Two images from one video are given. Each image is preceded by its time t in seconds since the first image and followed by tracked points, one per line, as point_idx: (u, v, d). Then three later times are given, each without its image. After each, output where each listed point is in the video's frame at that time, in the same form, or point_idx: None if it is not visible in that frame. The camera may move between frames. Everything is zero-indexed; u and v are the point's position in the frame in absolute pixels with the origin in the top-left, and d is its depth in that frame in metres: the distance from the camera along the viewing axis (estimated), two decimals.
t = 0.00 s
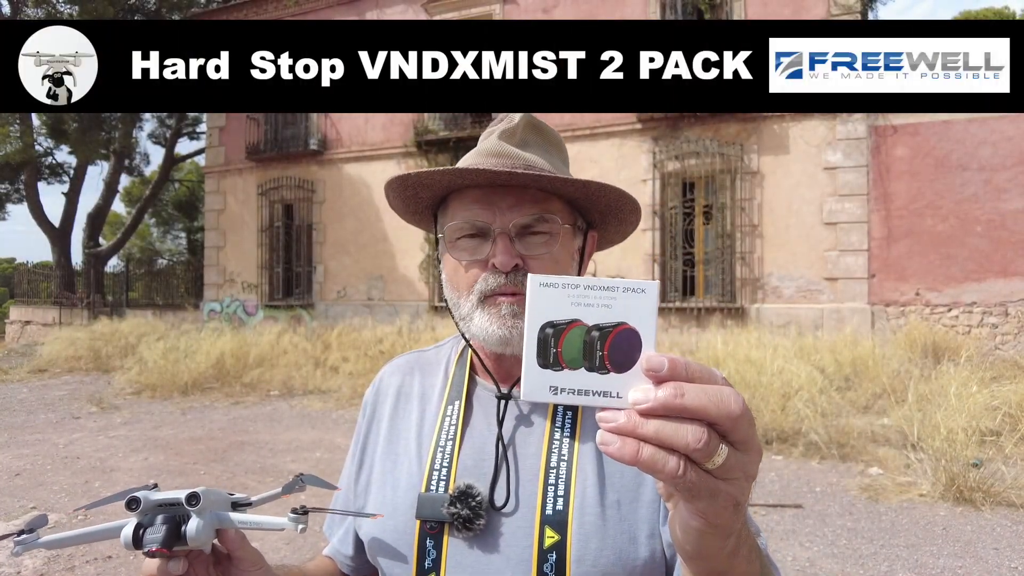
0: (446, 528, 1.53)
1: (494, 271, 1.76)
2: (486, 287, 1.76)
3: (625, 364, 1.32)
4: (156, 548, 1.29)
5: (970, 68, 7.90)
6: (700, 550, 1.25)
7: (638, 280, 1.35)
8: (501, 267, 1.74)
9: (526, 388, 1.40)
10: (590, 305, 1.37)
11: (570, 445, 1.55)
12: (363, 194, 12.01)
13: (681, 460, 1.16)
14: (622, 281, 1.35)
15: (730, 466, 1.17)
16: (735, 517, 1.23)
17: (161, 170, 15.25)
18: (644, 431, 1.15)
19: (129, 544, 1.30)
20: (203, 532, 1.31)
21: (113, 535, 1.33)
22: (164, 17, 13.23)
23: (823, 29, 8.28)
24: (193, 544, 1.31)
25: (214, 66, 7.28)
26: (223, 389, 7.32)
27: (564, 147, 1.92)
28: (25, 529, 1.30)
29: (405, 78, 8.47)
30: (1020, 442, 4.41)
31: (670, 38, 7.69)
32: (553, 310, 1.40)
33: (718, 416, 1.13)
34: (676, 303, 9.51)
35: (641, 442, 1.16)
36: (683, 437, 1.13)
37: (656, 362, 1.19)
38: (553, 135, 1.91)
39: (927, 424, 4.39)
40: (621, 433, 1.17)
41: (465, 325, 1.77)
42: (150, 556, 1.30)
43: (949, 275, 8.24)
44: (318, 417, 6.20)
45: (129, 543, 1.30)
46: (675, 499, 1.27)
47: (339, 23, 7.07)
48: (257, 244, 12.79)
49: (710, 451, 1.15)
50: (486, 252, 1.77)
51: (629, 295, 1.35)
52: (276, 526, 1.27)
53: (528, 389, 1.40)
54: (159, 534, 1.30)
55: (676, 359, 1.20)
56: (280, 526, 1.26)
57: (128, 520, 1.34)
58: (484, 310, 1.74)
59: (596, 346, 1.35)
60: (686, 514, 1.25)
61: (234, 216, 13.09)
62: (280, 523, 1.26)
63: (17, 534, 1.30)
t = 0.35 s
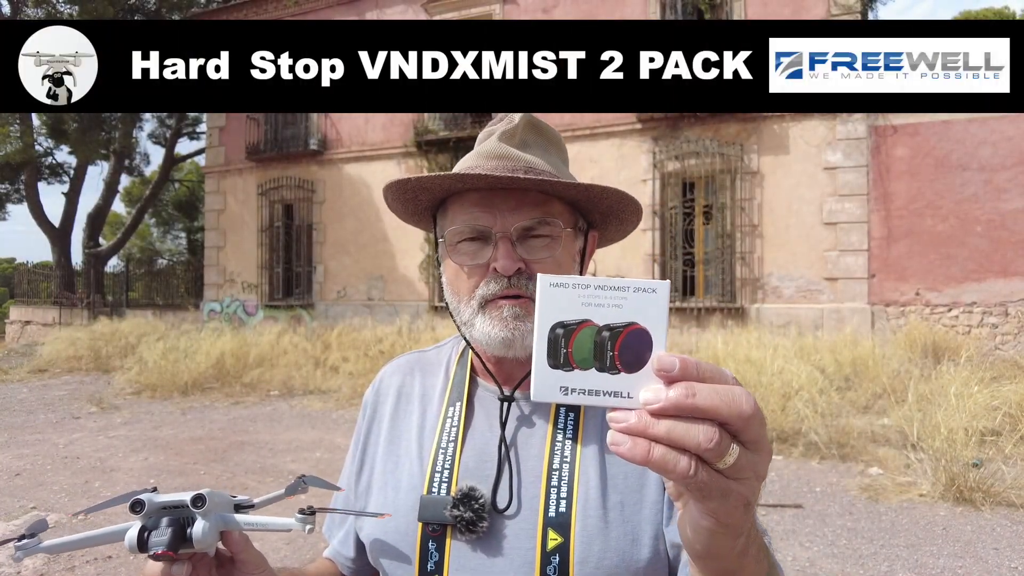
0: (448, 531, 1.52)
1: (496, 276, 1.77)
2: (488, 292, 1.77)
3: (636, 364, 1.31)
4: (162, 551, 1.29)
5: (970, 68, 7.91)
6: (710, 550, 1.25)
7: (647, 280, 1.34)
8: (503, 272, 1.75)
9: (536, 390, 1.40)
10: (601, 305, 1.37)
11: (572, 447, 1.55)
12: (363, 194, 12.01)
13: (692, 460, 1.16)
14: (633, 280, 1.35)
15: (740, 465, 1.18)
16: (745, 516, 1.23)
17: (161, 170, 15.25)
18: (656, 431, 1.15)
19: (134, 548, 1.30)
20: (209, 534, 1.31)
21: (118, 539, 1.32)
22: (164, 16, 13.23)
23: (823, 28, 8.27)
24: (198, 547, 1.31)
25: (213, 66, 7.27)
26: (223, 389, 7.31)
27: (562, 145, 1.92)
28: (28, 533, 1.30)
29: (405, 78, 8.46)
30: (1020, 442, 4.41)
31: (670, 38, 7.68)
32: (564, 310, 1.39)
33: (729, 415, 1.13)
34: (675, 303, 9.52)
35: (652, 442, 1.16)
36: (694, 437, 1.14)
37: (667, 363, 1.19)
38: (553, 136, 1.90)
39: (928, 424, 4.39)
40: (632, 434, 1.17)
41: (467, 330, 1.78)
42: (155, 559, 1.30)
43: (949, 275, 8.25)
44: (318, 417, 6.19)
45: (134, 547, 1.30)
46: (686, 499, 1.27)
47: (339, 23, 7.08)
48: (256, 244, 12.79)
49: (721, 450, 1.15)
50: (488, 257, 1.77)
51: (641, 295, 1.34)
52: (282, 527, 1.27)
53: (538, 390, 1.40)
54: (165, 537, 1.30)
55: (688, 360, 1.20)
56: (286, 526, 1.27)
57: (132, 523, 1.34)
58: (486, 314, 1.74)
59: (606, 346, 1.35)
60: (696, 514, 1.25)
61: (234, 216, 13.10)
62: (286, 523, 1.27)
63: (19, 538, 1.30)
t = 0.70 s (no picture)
0: (450, 535, 1.52)
1: (474, 299, 1.79)
2: (467, 314, 1.79)
3: (624, 330, 1.30)
4: (162, 555, 1.28)
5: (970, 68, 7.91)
6: (699, 518, 1.23)
7: (636, 254, 1.33)
8: (479, 295, 1.77)
9: (530, 355, 1.39)
10: (590, 277, 1.36)
11: (573, 451, 1.55)
12: (363, 194, 12.00)
13: (677, 422, 1.14)
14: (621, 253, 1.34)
15: (723, 429, 1.16)
16: (731, 484, 1.20)
17: (161, 170, 15.24)
18: (641, 394, 1.13)
19: (136, 551, 1.30)
20: (210, 539, 1.31)
21: (120, 541, 1.32)
22: (164, 16, 13.22)
23: (823, 28, 8.27)
24: (199, 551, 1.31)
25: (213, 66, 7.26)
26: (222, 389, 7.31)
27: (524, 137, 1.85)
28: (32, 533, 1.29)
29: (405, 78, 8.46)
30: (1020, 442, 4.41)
31: (670, 38, 7.68)
32: (556, 280, 1.40)
33: (711, 376, 1.13)
34: (676, 303, 9.52)
35: (638, 406, 1.14)
36: (677, 397, 1.12)
37: (652, 329, 1.19)
38: (512, 129, 1.82)
39: (928, 424, 4.39)
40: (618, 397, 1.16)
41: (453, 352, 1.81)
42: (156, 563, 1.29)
43: (949, 274, 8.24)
44: (318, 417, 6.19)
45: (136, 550, 1.29)
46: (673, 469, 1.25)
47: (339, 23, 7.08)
48: (256, 244, 12.79)
49: (704, 412, 1.14)
50: (464, 282, 1.80)
51: (628, 268, 1.33)
52: (284, 533, 1.27)
53: (530, 355, 1.40)
54: (167, 540, 1.29)
55: (671, 328, 1.20)
56: (287, 533, 1.27)
57: (135, 527, 1.34)
58: (467, 337, 1.76)
59: (595, 316, 1.33)
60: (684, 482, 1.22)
61: (234, 217, 13.10)
62: (287, 529, 1.27)
63: (23, 539, 1.30)
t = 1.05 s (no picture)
0: (455, 531, 1.52)
1: (473, 299, 1.78)
2: (468, 313, 1.78)
3: (634, 414, 1.22)
4: (172, 547, 1.27)
5: (970, 68, 7.92)
6: None
7: (644, 315, 1.25)
8: (478, 294, 1.76)
9: (518, 449, 1.28)
10: (590, 346, 1.26)
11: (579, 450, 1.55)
12: (363, 194, 12.01)
13: (704, 526, 1.15)
14: (626, 316, 1.25)
15: (758, 526, 1.18)
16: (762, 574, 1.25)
17: (162, 170, 15.25)
18: (662, 495, 1.13)
19: (145, 544, 1.29)
20: (219, 532, 1.31)
21: (130, 533, 1.32)
22: (164, 17, 13.23)
23: (823, 28, 8.28)
24: (207, 544, 1.30)
25: (213, 66, 7.27)
26: (223, 389, 7.31)
27: (525, 138, 1.85)
28: (43, 525, 1.29)
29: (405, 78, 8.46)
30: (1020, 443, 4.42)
31: (670, 37, 7.68)
32: (547, 354, 1.28)
33: (747, 476, 1.11)
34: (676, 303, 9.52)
35: (657, 507, 1.14)
36: (705, 504, 1.12)
37: (676, 416, 1.13)
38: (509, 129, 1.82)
39: (928, 424, 4.40)
40: (634, 497, 1.14)
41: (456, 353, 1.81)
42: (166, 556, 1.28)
43: (949, 275, 8.24)
44: (318, 417, 6.20)
45: (145, 542, 1.29)
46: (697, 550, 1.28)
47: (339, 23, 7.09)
48: (256, 244, 12.80)
49: (738, 515, 1.14)
50: (464, 283, 1.79)
51: (637, 330, 1.24)
52: (291, 527, 1.27)
53: (521, 448, 1.28)
54: (176, 533, 1.29)
55: (697, 408, 1.14)
56: (294, 526, 1.26)
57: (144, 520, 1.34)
58: (467, 337, 1.76)
59: (599, 395, 1.25)
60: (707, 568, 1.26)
61: (234, 217, 13.10)
62: (293, 523, 1.26)
63: (34, 530, 1.29)
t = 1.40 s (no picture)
0: (457, 530, 1.52)
1: (476, 296, 1.78)
2: (470, 310, 1.77)
3: (647, 412, 1.22)
4: (173, 546, 1.27)
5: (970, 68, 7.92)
6: None
7: (656, 314, 1.26)
8: (481, 292, 1.76)
9: (531, 447, 1.27)
10: (602, 346, 1.26)
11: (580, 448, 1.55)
12: (363, 195, 12.01)
13: (715, 523, 1.15)
14: (638, 316, 1.25)
15: (768, 522, 1.17)
16: (770, 570, 1.25)
17: (162, 170, 15.25)
18: (674, 493, 1.13)
19: (147, 543, 1.29)
20: (221, 532, 1.31)
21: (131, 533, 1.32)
22: (164, 17, 13.23)
23: (823, 28, 8.28)
24: (209, 543, 1.30)
25: (213, 66, 7.27)
26: (223, 389, 7.32)
27: (528, 138, 1.86)
28: (43, 524, 1.28)
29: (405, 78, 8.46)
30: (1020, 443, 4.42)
31: (670, 37, 7.68)
32: (560, 354, 1.27)
33: (757, 472, 1.11)
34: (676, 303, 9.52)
35: (669, 504, 1.14)
36: (717, 501, 1.12)
37: (687, 414, 1.13)
38: (513, 130, 1.82)
39: (927, 424, 4.40)
40: (646, 495, 1.15)
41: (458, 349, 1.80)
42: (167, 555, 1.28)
43: (949, 275, 8.24)
44: (318, 417, 6.20)
45: (147, 541, 1.29)
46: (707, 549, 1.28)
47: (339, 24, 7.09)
48: (256, 244, 12.80)
49: (749, 511, 1.14)
50: (467, 280, 1.79)
51: (649, 330, 1.24)
52: (292, 527, 1.27)
53: (535, 448, 1.27)
54: (177, 533, 1.29)
55: (709, 407, 1.14)
56: (296, 526, 1.26)
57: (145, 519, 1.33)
58: (469, 334, 1.76)
59: (612, 394, 1.25)
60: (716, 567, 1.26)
61: (234, 217, 13.09)
62: (295, 523, 1.26)
63: (35, 530, 1.29)
